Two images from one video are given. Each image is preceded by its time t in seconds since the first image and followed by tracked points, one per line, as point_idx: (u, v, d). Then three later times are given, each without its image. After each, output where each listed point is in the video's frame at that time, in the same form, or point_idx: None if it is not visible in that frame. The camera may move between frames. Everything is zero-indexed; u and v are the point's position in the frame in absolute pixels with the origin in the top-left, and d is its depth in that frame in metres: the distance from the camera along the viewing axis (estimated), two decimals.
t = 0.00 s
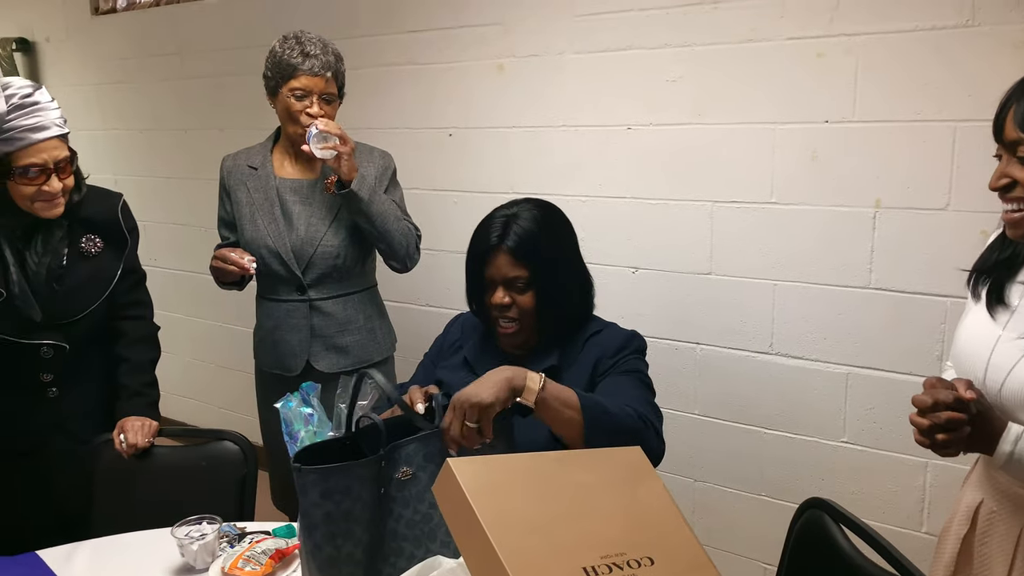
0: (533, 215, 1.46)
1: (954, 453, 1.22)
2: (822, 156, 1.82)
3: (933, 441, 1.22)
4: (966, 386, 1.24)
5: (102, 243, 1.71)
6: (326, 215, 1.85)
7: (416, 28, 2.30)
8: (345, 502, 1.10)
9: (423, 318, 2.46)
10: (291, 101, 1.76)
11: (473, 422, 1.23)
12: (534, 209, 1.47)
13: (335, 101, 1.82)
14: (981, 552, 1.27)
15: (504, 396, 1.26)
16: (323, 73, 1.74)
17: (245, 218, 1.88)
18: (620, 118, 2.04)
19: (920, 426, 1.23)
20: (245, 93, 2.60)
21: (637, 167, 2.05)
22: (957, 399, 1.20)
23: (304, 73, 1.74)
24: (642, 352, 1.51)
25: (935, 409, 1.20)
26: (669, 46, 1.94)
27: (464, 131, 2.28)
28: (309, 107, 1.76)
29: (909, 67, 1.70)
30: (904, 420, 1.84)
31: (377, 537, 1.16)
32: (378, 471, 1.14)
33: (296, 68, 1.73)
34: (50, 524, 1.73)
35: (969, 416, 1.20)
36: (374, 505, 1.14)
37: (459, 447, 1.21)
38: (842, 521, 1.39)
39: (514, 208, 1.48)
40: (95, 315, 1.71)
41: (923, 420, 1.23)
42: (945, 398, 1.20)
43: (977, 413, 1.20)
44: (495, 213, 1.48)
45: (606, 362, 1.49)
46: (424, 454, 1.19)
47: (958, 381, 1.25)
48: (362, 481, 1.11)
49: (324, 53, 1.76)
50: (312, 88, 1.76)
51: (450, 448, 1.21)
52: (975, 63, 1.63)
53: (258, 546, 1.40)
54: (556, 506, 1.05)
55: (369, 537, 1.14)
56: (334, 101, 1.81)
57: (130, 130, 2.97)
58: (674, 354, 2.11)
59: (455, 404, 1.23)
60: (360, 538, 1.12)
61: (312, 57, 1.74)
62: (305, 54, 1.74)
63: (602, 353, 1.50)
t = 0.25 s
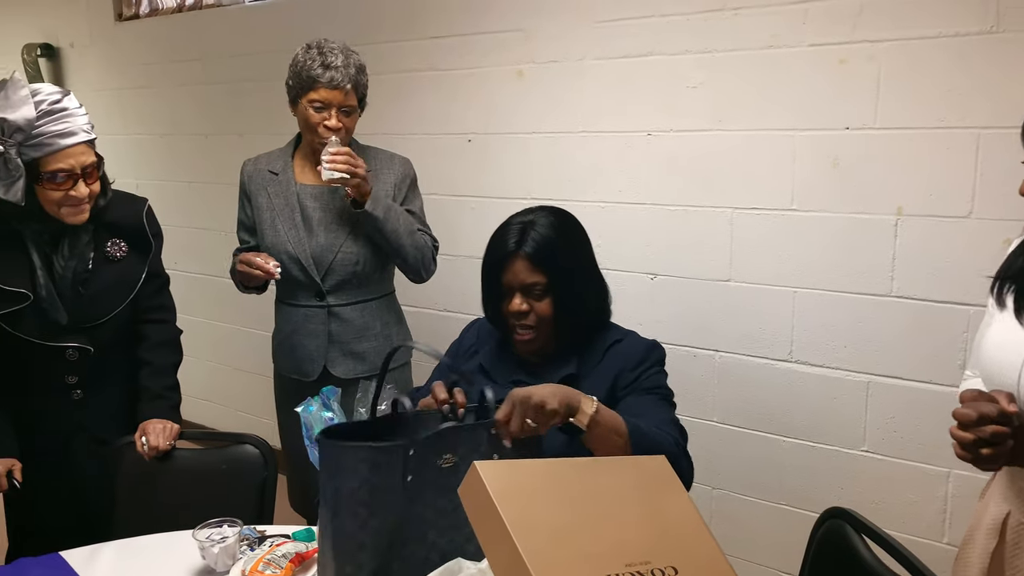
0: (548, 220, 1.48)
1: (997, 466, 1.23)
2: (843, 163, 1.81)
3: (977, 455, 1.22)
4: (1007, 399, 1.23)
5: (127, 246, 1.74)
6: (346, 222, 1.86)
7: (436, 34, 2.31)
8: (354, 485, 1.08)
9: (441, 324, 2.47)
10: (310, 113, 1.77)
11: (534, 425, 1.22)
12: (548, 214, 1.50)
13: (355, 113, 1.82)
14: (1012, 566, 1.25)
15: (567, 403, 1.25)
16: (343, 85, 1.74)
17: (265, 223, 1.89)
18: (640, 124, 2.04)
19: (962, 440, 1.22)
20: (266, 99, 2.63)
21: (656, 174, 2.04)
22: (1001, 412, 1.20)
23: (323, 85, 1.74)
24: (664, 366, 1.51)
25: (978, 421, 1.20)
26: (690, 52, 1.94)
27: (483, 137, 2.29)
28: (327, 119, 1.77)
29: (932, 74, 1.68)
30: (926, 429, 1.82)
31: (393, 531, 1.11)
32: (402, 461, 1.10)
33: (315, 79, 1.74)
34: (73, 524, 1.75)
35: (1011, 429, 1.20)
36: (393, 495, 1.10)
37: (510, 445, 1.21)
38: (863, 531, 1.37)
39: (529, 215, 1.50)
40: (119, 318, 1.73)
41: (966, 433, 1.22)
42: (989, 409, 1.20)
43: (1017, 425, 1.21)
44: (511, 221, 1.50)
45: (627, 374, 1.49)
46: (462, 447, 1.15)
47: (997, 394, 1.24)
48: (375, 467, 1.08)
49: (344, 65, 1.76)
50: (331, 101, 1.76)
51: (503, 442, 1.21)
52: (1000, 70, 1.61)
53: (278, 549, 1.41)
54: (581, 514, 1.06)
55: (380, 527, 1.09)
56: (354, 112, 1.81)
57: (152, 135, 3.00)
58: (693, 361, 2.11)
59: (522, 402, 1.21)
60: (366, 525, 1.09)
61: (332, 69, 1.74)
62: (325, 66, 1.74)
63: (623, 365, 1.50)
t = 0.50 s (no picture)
0: (570, 224, 1.48)
1: None
2: (863, 168, 1.80)
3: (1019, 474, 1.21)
4: None
5: (150, 249, 1.76)
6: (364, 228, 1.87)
7: (454, 38, 2.32)
8: (384, 416, 1.17)
9: (458, 327, 2.48)
10: (329, 121, 1.77)
11: (581, 418, 1.23)
12: (570, 218, 1.50)
13: (374, 121, 1.82)
14: None
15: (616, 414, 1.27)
16: (363, 95, 1.75)
17: (284, 226, 1.90)
18: (657, 128, 2.04)
19: (1004, 460, 1.22)
20: (285, 103, 2.65)
21: (674, 178, 2.04)
22: None
23: (343, 94, 1.75)
24: (687, 374, 1.51)
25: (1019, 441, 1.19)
26: (708, 56, 1.94)
27: (500, 141, 2.29)
28: (346, 128, 1.78)
29: (954, 78, 1.67)
30: (946, 436, 1.80)
31: (416, 470, 1.18)
32: (434, 404, 1.18)
33: (336, 88, 1.74)
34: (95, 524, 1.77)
35: None
36: (419, 435, 1.18)
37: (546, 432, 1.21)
38: (884, 539, 1.35)
39: (550, 220, 1.51)
40: (142, 320, 1.75)
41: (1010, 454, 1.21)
42: None
43: None
44: (533, 225, 1.50)
45: (653, 383, 1.49)
46: (500, 409, 1.20)
47: None
48: (407, 402, 1.18)
49: (364, 75, 1.76)
50: (351, 110, 1.77)
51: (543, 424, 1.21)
52: None
53: (297, 551, 1.42)
54: (600, 518, 1.06)
55: (404, 461, 1.17)
56: (374, 121, 1.82)
57: (172, 138, 3.03)
58: (710, 366, 2.10)
59: (579, 394, 1.23)
60: (389, 456, 1.16)
61: (353, 77, 1.75)
62: (345, 76, 1.75)
63: (647, 372, 1.49)
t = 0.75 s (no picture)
0: (593, 232, 1.49)
1: None
2: (883, 171, 1.79)
3: None
4: None
5: (170, 250, 1.78)
6: (382, 230, 1.88)
7: (471, 40, 2.32)
8: (426, 399, 1.25)
9: (474, 328, 2.48)
10: (347, 124, 1.78)
11: (612, 419, 1.28)
12: (593, 224, 1.50)
13: (392, 124, 1.83)
14: None
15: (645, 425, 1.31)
16: (380, 98, 1.75)
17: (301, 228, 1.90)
18: (675, 130, 2.03)
19: None
20: (302, 104, 2.66)
21: (691, 180, 2.03)
22: None
23: (361, 97, 1.75)
24: (708, 378, 1.50)
25: None
26: (727, 59, 1.93)
27: (517, 143, 2.30)
28: (364, 130, 1.78)
29: (976, 81, 1.66)
30: (966, 442, 1.79)
31: (454, 451, 1.22)
32: (472, 390, 1.25)
33: (354, 91, 1.75)
34: (114, 521, 1.79)
35: None
36: (458, 417, 1.23)
37: (577, 425, 1.26)
38: (902, 544, 1.34)
39: (573, 226, 1.51)
40: (162, 320, 1.77)
41: None
42: None
43: None
44: (556, 231, 1.50)
45: (674, 388, 1.48)
46: (536, 399, 1.25)
47: None
48: (449, 386, 1.25)
49: (382, 76, 1.77)
50: (369, 112, 1.77)
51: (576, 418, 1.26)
52: None
53: (314, 550, 1.41)
54: (620, 522, 1.06)
55: (442, 441, 1.22)
56: (391, 123, 1.82)
57: (190, 139, 3.05)
58: (727, 369, 2.09)
59: (615, 396, 1.29)
60: (429, 435, 1.22)
61: (370, 80, 1.75)
62: (363, 78, 1.75)
63: (669, 377, 1.48)
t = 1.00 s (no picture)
0: (616, 242, 1.46)
1: None
2: (901, 172, 1.77)
3: None
4: None
5: (189, 250, 1.79)
6: (398, 233, 1.88)
7: (487, 41, 2.33)
8: (446, 405, 1.24)
9: (488, 329, 2.49)
10: (365, 125, 1.79)
11: (629, 418, 1.30)
12: (616, 234, 1.48)
13: (410, 126, 1.83)
14: None
15: (661, 425, 1.33)
16: (399, 100, 1.76)
17: (317, 229, 1.91)
18: (691, 131, 2.03)
19: None
20: (318, 106, 2.68)
21: (707, 181, 2.03)
22: None
23: (380, 99, 1.76)
24: (726, 381, 1.49)
25: None
26: (744, 60, 1.92)
27: (532, 144, 2.30)
28: (382, 132, 1.79)
29: (997, 82, 1.64)
30: (985, 446, 1.77)
31: (478, 454, 1.23)
32: (492, 394, 1.25)
33: (372, 92, 1.76)
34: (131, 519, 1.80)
35: None
36: (480, 421, 1.24)
37: (595, 425, 1.27)
38: (921, 549, 1.33)
39: (596, 234, 1.48)
40: (180, 320, 1.78)
41: None
42: None
43: None
44: (578, 240, 1.48)
45: (691, 389, 1.48)
46: (555, 401, 1.26)
47: None
48: (468, 391, 1.25)
49: (401, 78, 1.77)
50: (387, 114, 1.78)
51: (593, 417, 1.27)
52: None
53: (329, 549, 1.42)
54: (637, 524, 1.06)
55: (467, 445, 1.23)
56: (409, 125, 1.83)
57: (207, 140, 3.08)
58: (742, 370, 2.09)
59: (632, 396, 1.31)
60: (453, 441, 1.22)
61: (389, 82, 1.75)
62: (382, 80, 1.76)
63: (687, 379, 1.49)
